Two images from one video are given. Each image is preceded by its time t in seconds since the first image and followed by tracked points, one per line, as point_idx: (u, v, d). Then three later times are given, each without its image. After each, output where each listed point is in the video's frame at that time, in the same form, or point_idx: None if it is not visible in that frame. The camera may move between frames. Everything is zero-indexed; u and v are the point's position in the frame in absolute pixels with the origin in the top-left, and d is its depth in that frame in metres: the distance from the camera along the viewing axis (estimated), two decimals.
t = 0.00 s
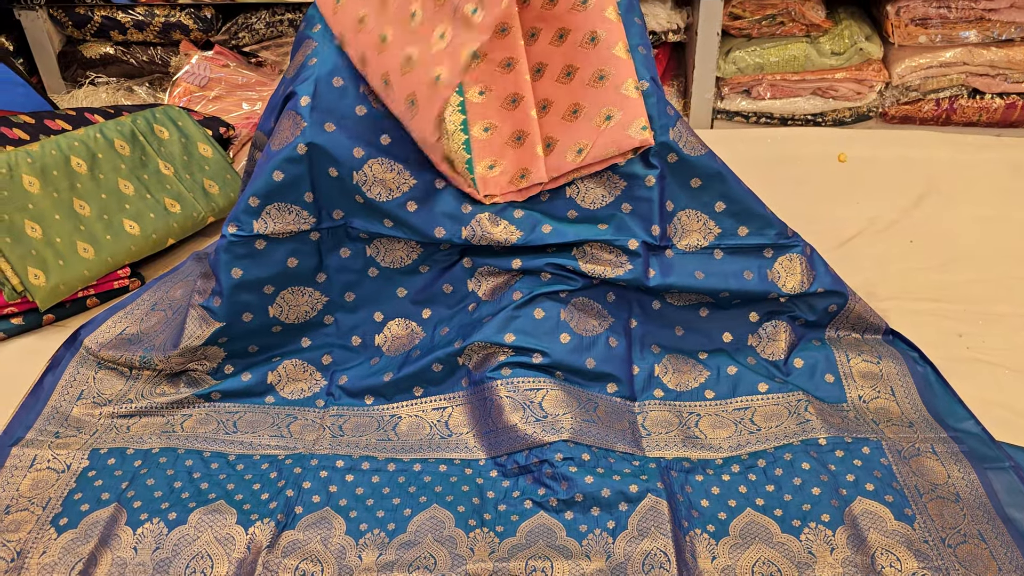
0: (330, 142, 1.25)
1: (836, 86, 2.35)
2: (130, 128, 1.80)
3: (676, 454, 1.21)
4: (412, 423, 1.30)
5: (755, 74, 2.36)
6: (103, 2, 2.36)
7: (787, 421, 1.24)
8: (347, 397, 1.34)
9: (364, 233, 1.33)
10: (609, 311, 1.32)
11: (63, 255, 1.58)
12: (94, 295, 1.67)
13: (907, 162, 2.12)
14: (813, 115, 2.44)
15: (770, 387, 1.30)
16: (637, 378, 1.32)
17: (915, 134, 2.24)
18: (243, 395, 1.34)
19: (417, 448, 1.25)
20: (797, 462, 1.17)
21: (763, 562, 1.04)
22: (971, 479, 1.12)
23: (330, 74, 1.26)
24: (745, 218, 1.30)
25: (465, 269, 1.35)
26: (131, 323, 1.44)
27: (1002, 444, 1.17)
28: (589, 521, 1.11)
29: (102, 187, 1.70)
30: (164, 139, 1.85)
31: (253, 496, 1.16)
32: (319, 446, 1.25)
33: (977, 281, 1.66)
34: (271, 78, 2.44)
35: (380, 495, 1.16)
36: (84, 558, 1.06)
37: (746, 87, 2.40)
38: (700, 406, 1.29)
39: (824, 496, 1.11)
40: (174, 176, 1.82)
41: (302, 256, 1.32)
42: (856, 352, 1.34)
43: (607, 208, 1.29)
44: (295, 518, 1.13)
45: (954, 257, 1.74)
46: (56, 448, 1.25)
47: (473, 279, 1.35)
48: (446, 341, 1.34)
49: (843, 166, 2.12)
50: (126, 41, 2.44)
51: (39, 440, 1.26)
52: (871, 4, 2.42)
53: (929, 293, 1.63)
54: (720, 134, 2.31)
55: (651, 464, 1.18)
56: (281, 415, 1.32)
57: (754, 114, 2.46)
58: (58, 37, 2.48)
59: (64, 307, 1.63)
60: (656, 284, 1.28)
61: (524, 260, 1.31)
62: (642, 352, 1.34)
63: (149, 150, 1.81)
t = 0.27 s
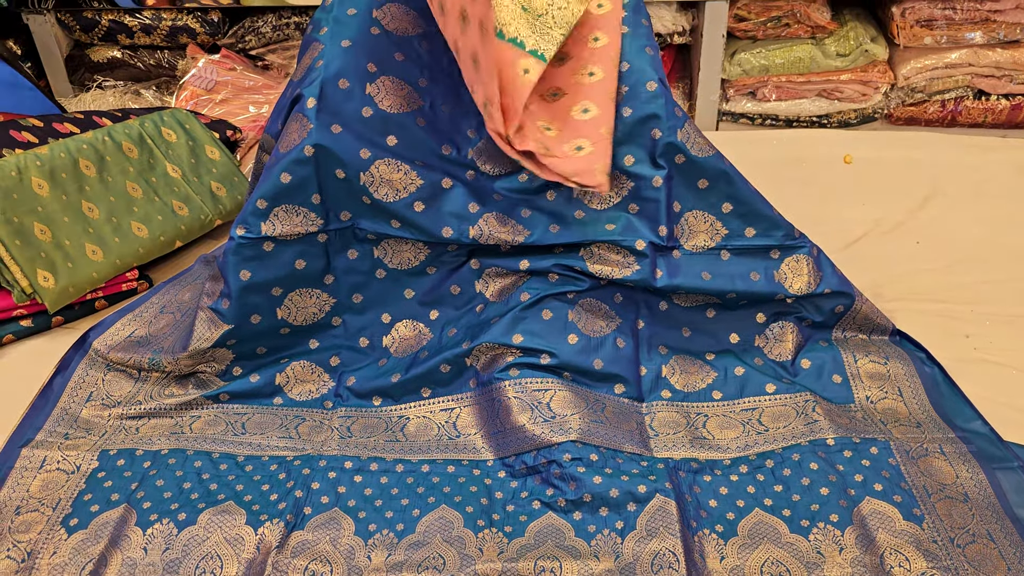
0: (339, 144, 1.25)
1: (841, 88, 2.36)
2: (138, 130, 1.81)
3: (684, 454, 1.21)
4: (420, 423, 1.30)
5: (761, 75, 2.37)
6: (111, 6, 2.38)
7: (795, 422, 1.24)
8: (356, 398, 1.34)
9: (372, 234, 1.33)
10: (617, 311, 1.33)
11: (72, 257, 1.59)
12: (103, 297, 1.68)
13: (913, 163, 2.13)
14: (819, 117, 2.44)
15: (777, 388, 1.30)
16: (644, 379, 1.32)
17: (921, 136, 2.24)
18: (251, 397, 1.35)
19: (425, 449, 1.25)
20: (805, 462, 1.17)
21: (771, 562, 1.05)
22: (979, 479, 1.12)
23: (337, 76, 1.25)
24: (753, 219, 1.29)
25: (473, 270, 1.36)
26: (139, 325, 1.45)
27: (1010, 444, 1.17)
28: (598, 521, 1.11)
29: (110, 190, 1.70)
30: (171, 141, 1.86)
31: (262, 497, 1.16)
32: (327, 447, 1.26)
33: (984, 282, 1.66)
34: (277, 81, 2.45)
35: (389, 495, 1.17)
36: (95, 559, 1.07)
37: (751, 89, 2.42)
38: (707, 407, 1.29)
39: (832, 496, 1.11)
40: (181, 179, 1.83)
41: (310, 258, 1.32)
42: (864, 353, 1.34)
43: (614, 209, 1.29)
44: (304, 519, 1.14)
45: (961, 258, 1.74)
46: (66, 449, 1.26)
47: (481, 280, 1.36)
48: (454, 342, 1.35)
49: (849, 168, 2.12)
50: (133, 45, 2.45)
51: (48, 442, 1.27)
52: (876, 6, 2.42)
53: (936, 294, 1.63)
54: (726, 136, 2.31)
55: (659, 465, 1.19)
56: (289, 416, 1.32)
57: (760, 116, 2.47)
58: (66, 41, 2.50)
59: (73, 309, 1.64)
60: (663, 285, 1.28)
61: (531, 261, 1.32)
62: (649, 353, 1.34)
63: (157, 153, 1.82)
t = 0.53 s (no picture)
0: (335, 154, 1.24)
1: (843, 95, 2.36)
2: (142, 140, 1.82)
3: (687, 462, 1.21)
4: (424, 432, 1.30)
5: (762, 83, 2.38)
6: (114, 16, 2.39)
7: (798, 430, 1.24)
8: (359, 406, 1.34)
9: (375, 243, 1.34)
10: (620, 320, 1.32)
11: (76, 266, 1.60)
12: (107, 306, 1.69)
13: (915, 171, 2.13)
14: (821, 124, 2.44)
15: (781, 396, 1.30)
16: (648, 387, 1.32)
17: (923, 143, 2.24)
18: (255, 405, 1.35)
19: (429, 457, 1.25)
20: (808, 470, 1.17)
21: (775, 570, 1.04)
22: (983, 487, 1.12)
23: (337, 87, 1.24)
24: (756, 227, 1.29)
25: (475, 278, 1.36)
26: (143, 335, 1.46)
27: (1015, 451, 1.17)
28: (601, 529, 1.11)
29: (113, 199, 1.71)
30: (175, 151, 1.87)
31: (266, 506, 1.17)
32: (331, 455, 1.26)
33: (988, 289, 1.66)
34: (281, 90, 2.46)
35: (392, 504, 1.17)
36: (97, 567, 1.07)
37: (753, 96, 2.42)
38: (710, 415, 1.29)
39: (836, 503, 1.11)
40: (185, 188, 1.84)
41: (313, 267, 1.33)
42: (867, 360, 1.34)
43: (616, 217, 1.30)
44: (308, 527, 1.14)
45: (964, 265, 1.74)
46: (70, 457, 1.26)
47: (484, 288, 1.36)
48: (456, 350, 1.35)
49: (851, 175, 2.13)
50: (138, 55, 2.46)
51: (52, 451, 1.28)
52: (877, 14, 2.42)
53: (939, 301, 1.63)
54: (727, 144, 2.32)
55: (663, 473, 1.19)
56: (292, 424, 1.33)
57: (761, 124, 2.47)
58: (71, 51, 2.51)
59: (77, 318, 1.65)
60: (666, 293, 1.28)
61: (534, 269, 1.31)
62: (652, 361, 1.34)
63: (161, 162, 1.83)
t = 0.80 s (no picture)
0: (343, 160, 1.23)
1: (846, 105, 2.36)
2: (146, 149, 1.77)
3: (692, 472, 1.21)
4: (428, 442, 1.30)
5: (765, 93, 2.39)
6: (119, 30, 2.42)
7: (803, 440, 1.24)
8: (363, 417, 1.35)
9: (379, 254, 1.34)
10: (624, 330, 1.32)
11: (81, 279, 1.62)
12: (111, 318, 1.70)
13: (918, 180, 2.13)
14: (823, 134, 2.45)
15: (785, 406, 1.30)
16: (652, 398, 1.32)
17: (926, 152, 2.24)
18: (259, 416, 1.36)
19: (433, 468, 1.25)
20: (813, 479, 1.16)
21: None
22: (990, 496, 1.12)
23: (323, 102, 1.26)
24: (759, 237, 1.29)
25: (478, 289, 1.36)
26: (147, 348, 1.47)
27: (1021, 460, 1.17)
28: (606, 539, 1.11)
29: (119, 212, 1.69)
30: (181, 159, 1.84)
31: (270, 517, 1.17)
32: (335, 466, 1.26)
33: (993, 298, 1.66)
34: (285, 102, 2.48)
35: (397, 515, 1.17)
36: None
37: (755, 107, 2.43)
38: (715, 425, 1.29)
39: (841, 513, 1.11)
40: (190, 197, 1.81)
41: (317, 279, 1.33)
42: (871, 369, 1.34)
43: (619, 228, 1.30)
44: (312, 538, 1.14)
45: (967, 274, 1.74)
46: (75, 469, 1.27)
47: (487, 299, 1.37)
48: (460, 361, 1.35)
49: (854, 184, 2.13)
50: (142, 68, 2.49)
51: (57, 462, 1.28)
52: (879, 23, 2.43)
53: (943, 310, 1.63)
54: (730, 154, 2.32)
55: (667, 483, 1.18)
56: (297, 436, 1.33)
57: (764, 134, 2.48)
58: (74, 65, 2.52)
59: (82, 330, 1.66)
60: (669, 303, 1.28)
61: (537, 281, 1.32)
62: (656, 371, 1.34)
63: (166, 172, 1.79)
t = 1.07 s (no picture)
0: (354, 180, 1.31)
1: (841, 121, 2.38)
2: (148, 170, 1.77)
3: (688, 489, 1.21)
4: (425, 460, 1.31)
5: (760, 110, 2.41)
6: (121, 49, 2.46)
7: (797, 456, 1.25)
8: (361, 435, 1.35)
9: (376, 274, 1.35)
10: (618, 348, 1.33)
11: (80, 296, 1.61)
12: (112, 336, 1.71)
13: (913, 196, 2.15)
14: (818, 150, 2.47)
15: (780, 423, 1.30)
16: (647, 415, 1.32)
17: (920, 169, 2.26)
18: (258, 433, 1.35)
19: (430, 486, 1.26)
20: (808, 496, 1.17)
21: None
22: (982, 513, 1.14)
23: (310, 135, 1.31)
24: (752, 256, 1.31)
25: (473, 310, 1.37)
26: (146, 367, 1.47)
27: (1013, 477, 1.19)
28: (602, 557, 1.11)
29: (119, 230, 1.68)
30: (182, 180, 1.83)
31: (268, 535, 1.17)
32: (333, 484, 1.27)
33: (987, 313, 1.66)
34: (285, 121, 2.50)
35: (394, 533, 1.17)
36: None
37: (751, 123, 2.44)
38: (710, 442, 1.29)
39: (835, 530, 1.11)
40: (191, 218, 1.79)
41: (312, 322, 1.29)
42: (866, 386, 1.35)
43: (614, 248, 1.31)
44: (310, 556, 1.14)
45: (960, 289, 1.75)
46: (75, 487, 1.27)
47: (484, 319, 1.37)
48: (456, 380, 1.36)
49: (849, 201, 2.14)
50: (143, 87, 2.52)
51: (57, 480, 1.29)
52: (872, 41, 2.46)
53: (937, 326, 1.64)
54: (726, 171, 2.34)
55: (663, 500, 1.19)
56: (296, 453, 1.33)
57: (760, 150, 2.49)
58: (76, 85, 2.55)
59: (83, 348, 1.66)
60: (663, 322, 1.29)
61: (532, 302, 1.33)
62: (651, 389, 1.35)
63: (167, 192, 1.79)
